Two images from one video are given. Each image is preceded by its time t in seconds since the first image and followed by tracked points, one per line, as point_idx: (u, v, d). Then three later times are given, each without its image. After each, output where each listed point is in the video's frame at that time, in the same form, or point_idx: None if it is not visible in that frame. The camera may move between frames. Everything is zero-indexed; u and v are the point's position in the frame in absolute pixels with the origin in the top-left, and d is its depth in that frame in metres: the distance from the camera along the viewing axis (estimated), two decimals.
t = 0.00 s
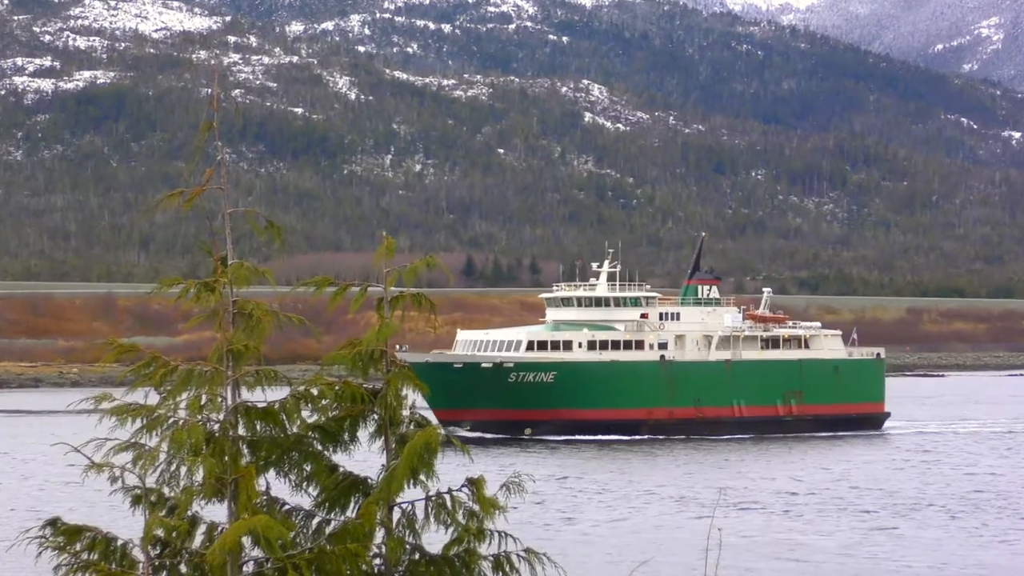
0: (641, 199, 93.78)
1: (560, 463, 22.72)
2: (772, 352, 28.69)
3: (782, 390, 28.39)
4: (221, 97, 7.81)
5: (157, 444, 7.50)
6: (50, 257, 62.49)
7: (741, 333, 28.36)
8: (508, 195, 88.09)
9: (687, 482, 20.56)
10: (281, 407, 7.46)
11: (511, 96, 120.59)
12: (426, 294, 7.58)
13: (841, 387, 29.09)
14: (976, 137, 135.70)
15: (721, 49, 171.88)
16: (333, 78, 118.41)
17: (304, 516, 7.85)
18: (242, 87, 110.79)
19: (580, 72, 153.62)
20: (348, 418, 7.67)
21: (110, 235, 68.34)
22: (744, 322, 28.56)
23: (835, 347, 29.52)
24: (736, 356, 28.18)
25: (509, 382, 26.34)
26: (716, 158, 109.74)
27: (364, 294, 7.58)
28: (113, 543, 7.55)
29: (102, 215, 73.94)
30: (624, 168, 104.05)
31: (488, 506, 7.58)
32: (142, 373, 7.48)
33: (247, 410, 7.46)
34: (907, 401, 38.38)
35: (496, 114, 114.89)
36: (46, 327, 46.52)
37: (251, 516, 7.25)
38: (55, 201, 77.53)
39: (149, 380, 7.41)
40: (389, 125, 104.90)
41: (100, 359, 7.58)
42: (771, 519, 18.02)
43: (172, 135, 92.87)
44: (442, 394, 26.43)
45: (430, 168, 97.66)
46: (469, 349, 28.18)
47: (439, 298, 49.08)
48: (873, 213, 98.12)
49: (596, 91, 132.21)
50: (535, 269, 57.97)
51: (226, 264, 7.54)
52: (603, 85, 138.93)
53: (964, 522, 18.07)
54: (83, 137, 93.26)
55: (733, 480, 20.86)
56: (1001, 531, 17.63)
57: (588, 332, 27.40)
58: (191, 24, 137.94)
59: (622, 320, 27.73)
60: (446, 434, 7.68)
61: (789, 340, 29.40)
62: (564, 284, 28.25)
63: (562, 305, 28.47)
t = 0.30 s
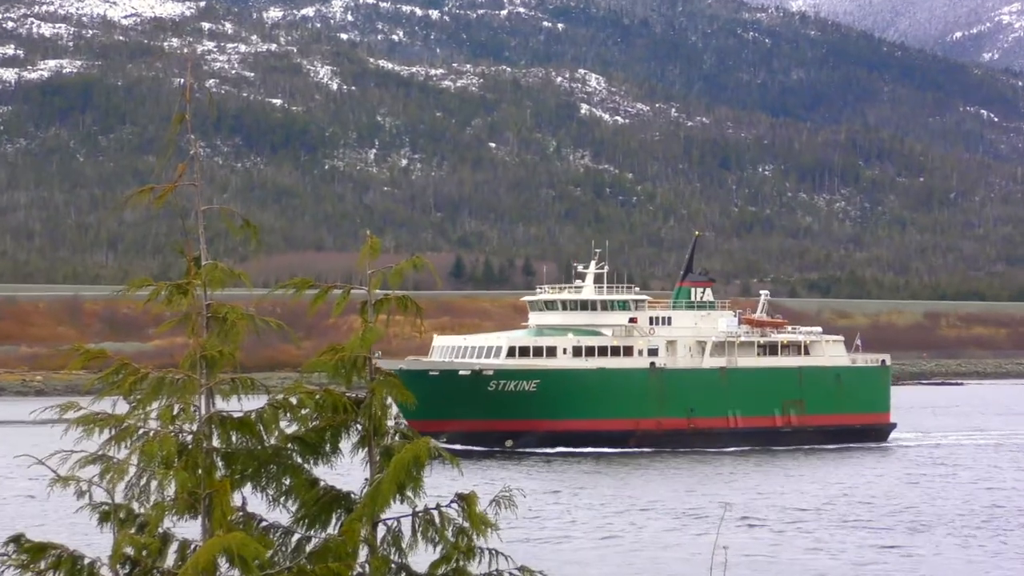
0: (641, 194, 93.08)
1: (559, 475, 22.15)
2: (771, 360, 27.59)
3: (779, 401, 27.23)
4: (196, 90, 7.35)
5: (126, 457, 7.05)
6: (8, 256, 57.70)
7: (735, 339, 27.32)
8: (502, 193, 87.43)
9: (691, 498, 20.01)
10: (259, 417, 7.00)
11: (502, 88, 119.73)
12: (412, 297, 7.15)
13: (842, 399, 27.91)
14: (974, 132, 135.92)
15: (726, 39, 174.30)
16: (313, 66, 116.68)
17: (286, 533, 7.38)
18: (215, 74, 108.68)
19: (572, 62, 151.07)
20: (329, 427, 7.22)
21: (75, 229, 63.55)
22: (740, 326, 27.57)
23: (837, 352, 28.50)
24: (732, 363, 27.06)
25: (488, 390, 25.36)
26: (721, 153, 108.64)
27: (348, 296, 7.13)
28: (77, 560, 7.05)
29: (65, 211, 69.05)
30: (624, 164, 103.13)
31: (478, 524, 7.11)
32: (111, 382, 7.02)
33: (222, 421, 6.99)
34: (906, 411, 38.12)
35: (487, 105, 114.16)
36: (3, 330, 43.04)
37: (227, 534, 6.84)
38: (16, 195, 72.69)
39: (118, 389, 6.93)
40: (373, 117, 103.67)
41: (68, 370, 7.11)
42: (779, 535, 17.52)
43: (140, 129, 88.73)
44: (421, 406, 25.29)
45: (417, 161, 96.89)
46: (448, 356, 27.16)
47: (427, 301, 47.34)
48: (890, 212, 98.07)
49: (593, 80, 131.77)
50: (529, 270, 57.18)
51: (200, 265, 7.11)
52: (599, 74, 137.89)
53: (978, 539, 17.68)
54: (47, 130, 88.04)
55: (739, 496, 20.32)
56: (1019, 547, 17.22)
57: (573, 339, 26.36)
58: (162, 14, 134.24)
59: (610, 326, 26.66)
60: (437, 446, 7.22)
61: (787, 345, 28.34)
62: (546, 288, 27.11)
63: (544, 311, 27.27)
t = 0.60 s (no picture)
0: (655, 190, 91.93)
1: (568, 484, 21.16)
2: (783, 366, 25.22)
3: (792, 409, 24.91)
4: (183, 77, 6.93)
5: (107, 468, 6.61)
6: None
7: (746, 343, 24.89)
8: (506, 188, 86.23)
9: (706, 512, 18.97)
10: (249, 426, 6.62)
11: (507, 76, 119.20)
12: (412, 298, 6.76)
13: (859, 407, 25.62)
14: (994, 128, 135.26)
15: (746, 21, 171.65)
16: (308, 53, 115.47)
17: (278, 549, 6.97)
18: (204, 61, 107.32)
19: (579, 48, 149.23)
20: (323, 438, 6.81)
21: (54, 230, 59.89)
22: (750, 330, 25.17)
23: (853, 358, 25.99)
24: (743, 369, 24.67)
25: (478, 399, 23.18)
26: (741, 145, 108.92)
27: (343, 299, 6.77)
28: None
29: (43, 209, 65.66)
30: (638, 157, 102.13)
31: (484, 538, 6.71)
32: (92, 388, 6.56)
33: (210, 430, 6.57)
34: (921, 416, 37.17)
35: (492, 93, 113.36)
36: None
37: (214, 549, 6.45)
38: None
39: (100, 398, 6.52)
40: (370, 107, 103.06)
41: (44, 374, 6.67)
42: (803, 552, 16.46)
43: (122, 118, 86.22)
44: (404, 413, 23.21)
45: (417, 155, 96.04)
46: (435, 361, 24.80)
47: (429, 302, 46.79)
48: (920, 210, 96.76)
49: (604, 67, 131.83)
50: (535, 270, 56.39)
51: (186, 265, 6.71)
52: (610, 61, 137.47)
53: (1013, 556, 16.66)
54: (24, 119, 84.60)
55: (758, 509, 19.29)
56: None
57: (571, 344, 23.99)
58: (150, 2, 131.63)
59: (611, 331, 24.25)
60: (438, 456, 6.80)
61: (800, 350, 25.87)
62: (542, 288, 24.79)
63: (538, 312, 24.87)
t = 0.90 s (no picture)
0: (667, 185, 91.43)
1: (577, 500, 20.61)
2: (790, 374, 24.34)
3: (800, 418, 24.07)
4: (161, 64, 6.53)
5: (83, 481, 6.21)
6: None
7: (749, 348, 24.02)
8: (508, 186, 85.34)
9: (720, 530, 18.45)
10: (233, 438, 6.21)
11: (505, 65, 118.42)
12: (408, 301, 6.35)
13: (871, 417, 24.75)
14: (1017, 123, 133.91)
15: (762, 8, 171.23)
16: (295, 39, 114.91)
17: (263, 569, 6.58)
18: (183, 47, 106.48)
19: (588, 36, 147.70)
20: (313, 449, 6.41)
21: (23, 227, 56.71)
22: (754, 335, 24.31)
23: (866, 367, 25.08)
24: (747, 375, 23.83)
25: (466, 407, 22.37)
26: (757, 137, 108.13)
27: (334, 301, 6.39)
28: None
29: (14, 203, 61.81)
30: (647, 151, 101.57)
31: (482, 559, 6.31)
32: (66, 396, 6.14)
33: (191, 441, 6.19)
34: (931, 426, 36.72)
35: (491, 84, 112.82)
36: None
37: (195, 568, 6.06)
38: None
39: (73, 406, 6.08)
40: (362, 97, 102.93)
41: (16, 380, 6.24)
42: (822, 570, 16.03)
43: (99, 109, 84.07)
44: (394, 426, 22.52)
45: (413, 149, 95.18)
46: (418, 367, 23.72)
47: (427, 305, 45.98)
48: (949, 205, 95.50)
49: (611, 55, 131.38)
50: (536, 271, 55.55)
51: (166, 265, 6.30)
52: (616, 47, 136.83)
53: None
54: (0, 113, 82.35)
55: (770, 524, 18.89)
56: None
57: (565, 349, 23.08)
58: None
59: (607, 335, 23.36)
60: (434, 470, 6.41)
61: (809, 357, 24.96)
62: (532, 290, 23.87)
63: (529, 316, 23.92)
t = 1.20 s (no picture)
0: (680, 184, 91.29)
1: (584, 518, 20.17)
2: (799, 385, 23.88)
3: (810, 433, 23.65)
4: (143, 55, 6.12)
5: (58, 501, 5.81)
6: None
7: (754, 358, 23.55)
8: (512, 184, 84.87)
9: (738, 551, 17.99)
10: (218, 453, 5.83)
11: (511, 54, 118.23)
12: (404, 307, 5.95)
13: (886, 431, 24.30)
14: None
15: None
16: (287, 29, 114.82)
17: None
18: (168, 40, 106.41)
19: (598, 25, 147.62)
20: (301, 466, 6.01)
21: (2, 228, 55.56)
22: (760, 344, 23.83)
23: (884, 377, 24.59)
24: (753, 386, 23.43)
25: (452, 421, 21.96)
26: (778, 133, 108.30)
27: (327, 307, 5.95)
28: None
29: None
30: (660, 147, 101.32)
31: None
32: (39, 409, 5.72)
33: (174, 458, 5.82)
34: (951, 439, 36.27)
35: (494, 77, 112.11)
36: None
37: None
38: None
39: (47, 420, 5.66)
40: (357, 92, 103.01)
41: None
42: None
43: (78, 104, 83.60)
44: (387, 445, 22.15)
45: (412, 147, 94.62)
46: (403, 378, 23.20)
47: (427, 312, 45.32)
48: (980, 205, 94.63)
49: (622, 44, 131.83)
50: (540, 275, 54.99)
51: (146, 269, 5.93)
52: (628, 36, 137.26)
53: None
54: None
55: (791, 546, 18.46)
56: None
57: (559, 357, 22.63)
58: None
59: (604, 343, 22.90)
60: (433, 486, 5.99)
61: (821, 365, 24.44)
62: (524, 296, 23.30)
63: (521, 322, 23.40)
